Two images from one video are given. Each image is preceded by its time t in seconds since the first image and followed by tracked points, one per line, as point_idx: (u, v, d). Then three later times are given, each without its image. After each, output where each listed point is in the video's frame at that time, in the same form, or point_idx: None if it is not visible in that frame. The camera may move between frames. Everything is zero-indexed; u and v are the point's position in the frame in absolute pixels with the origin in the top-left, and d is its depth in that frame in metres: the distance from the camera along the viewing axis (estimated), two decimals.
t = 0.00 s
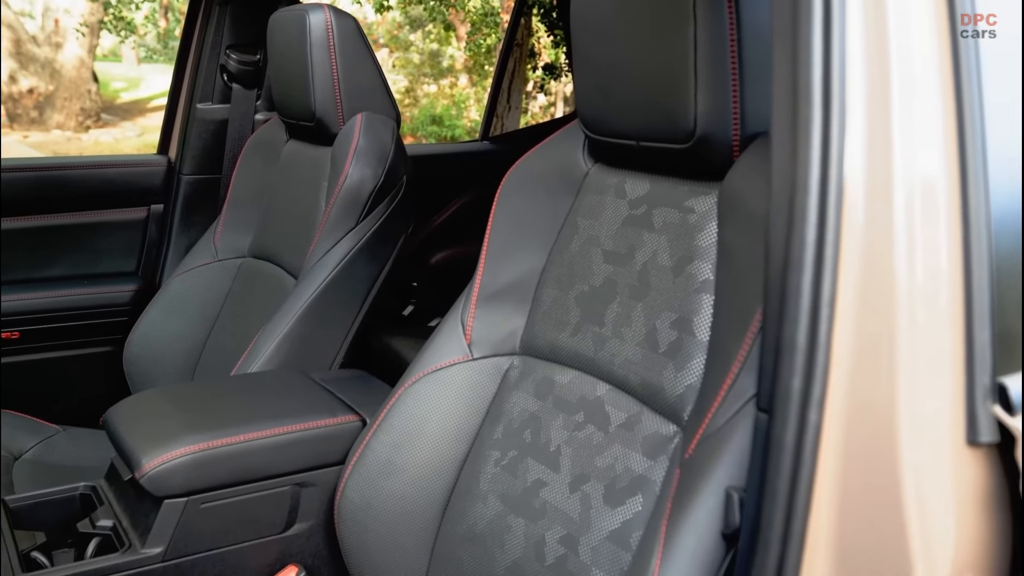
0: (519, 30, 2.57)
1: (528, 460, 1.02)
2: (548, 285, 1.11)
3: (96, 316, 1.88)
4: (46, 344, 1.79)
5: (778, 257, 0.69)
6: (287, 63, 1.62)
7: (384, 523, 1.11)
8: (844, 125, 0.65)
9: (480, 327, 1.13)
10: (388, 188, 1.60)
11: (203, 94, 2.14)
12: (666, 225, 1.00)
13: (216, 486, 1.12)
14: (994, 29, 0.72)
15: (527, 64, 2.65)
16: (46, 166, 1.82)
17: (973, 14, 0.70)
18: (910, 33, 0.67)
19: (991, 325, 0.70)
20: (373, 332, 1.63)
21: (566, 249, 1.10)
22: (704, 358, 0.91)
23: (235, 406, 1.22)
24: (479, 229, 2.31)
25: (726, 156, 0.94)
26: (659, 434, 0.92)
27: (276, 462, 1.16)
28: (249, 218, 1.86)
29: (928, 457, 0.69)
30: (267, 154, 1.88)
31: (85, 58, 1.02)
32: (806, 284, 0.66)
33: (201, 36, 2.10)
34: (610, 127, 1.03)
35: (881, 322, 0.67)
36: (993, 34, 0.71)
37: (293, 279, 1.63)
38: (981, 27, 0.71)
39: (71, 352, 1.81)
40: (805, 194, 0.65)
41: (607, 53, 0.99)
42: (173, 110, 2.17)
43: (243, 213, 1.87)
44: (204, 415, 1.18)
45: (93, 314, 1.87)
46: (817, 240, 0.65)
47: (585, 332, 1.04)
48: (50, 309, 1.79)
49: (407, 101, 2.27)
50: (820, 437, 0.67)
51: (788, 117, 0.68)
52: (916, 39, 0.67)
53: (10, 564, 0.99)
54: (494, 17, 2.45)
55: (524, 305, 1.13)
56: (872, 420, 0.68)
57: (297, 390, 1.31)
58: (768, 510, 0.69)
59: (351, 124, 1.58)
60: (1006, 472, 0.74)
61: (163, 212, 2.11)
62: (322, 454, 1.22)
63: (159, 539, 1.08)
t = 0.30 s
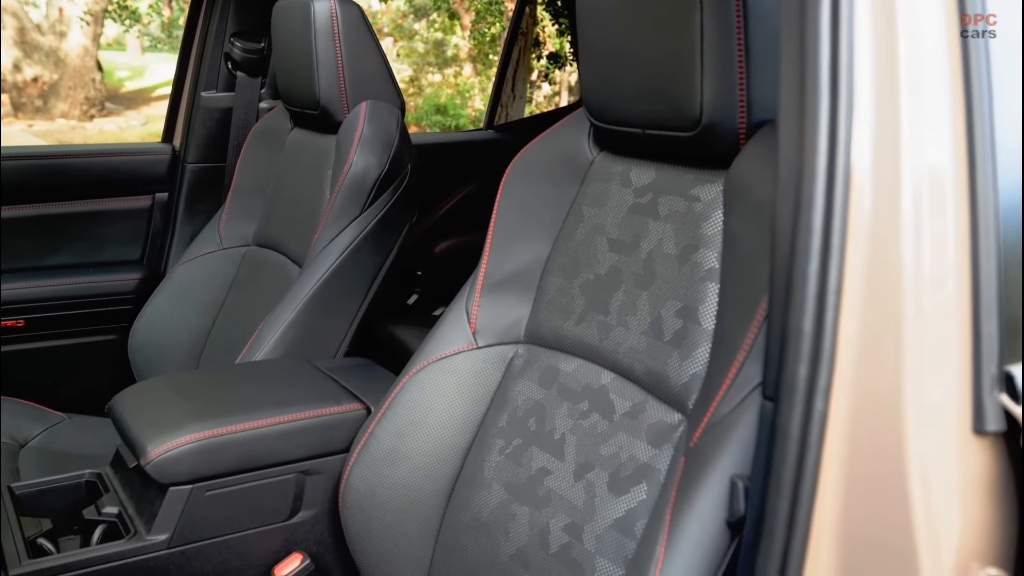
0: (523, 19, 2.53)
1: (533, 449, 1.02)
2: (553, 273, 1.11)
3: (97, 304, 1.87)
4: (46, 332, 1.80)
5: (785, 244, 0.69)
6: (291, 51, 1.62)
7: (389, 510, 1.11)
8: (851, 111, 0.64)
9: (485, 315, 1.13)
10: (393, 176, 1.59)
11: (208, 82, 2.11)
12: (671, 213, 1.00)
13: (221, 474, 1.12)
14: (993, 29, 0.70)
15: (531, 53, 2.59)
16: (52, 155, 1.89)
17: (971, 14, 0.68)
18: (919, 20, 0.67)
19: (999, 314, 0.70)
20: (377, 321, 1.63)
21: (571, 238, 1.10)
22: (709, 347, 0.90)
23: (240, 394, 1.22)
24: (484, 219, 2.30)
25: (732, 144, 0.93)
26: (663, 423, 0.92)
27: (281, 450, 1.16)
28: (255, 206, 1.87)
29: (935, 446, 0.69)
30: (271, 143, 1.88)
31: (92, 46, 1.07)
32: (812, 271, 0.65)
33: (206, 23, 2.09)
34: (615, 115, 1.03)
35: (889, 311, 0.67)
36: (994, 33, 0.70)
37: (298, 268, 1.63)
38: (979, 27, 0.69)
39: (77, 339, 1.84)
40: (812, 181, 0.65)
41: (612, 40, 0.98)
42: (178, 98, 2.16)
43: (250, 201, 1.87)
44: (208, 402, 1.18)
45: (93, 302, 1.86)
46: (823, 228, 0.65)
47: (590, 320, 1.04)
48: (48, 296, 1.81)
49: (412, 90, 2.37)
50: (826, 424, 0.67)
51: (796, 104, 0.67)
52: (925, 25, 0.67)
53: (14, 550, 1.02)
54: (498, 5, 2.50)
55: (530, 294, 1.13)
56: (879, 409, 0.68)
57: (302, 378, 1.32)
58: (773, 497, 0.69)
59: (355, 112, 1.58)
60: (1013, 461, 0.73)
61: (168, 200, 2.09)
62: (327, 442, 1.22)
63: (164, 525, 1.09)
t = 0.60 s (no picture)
0: (528, 9, 2.52)
1: (537, 439, 1.02)
2: (558, 263, 1.11)
3: (99, 294, 1.87)
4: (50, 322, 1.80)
5: (791, 233, 0.68)
6: (295, 40, 1.62)
7: (393, 500, 1.11)
8: (858, 101, 0.64)
9: (489, 305, 1.12)
10: (397, 165, 1.59)
11: (212, 72, 2.11)
12: (676, 203, 0.99)
13: (226, 463, 1.12)
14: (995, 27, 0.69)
15: (536, 44, 2.57)
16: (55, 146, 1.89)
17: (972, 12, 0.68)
18: (926, 8, 0.66)
19: (1004, 304, 0.70)
20: (381, 311, 1.64)
21: (575, 228, 1.10)
22: (714, 337, 0.90)
23: (244, 384, 1.22)
24: (488, 209, 2.30)
25: (738, 134, 0.93)
26: (667, 413, 0.92)
27: (285, 439, 1.17)
28: (261, 194, 1.87)
29: (939, 435, 0.69)
30: (276, 132, 1.87)
31: (94, 37, 1.04)
32: (818, 261, 0.65)
33: (210, 12, 2.08)
34: (620, 104, 1.03)
35: (895, 301, 0.66)
36: (995, 33, 0.69)
37: (302, 258, 1.63)
38: (982, 26, 0.68)
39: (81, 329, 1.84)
40: (818, 170, 0.65)
41: (617, 28, 0.98)
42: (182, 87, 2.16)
43: (255, 191, 1.87)
44: (213, 392, 1.18)
45: (96, 292, 1.87)
46: (830, 216, 0.65)
47: (594, 310, 1.03)
48: (53, 285, 1.81)
49: (416, 81, 2.37)
50: (831, 414, 0.66)
51: (802, 92, 0.67)
52: (932, 14, 0.67)
53: (19, 538, 1.02)
54: None
55: (534, 284, 1.13)
56: (884, 399, 0.67)
57: (306, 368, 1.32)
58: (777, 488, 0.68)
59: (359, 102, 1.57)
60: (1016, 450, 0.73)
61: (172, 189, 2.10)
62: (331, 431, 1.22)
63: (169, 514, 1.09)
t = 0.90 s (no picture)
0: None
1: (540, 429, 1.02)
2: (562, 253, 1.10)
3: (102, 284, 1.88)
4: (53, 312, 1.79)
5: (796, 224, 0.68)
6: (299, 30, 1.61)
7: (397, 489, 1.12)
8: (864, 91, 0.64)
9: (493, 296, 1.12)
10: (401, 155, 1.58)
11: (216, 61, 2.11)
12: (681, 193, 0.99)
13: (230, 452, 1.13)
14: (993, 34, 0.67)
15: (540, 34, 2.57)
16: (60, 136, 1.88)
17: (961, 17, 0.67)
18: None
19: (1012, 294, 0.69)
20: (385, 301, 1.63)
21: (579, 218, 1.10)
22: (718, 327, 0.90)
23: (248, 374, 1.22)
24: (493, 199, 2.30)
25: (743, 123, 0.92)
26: (671, 403, 0.91)
27: (289, 429, 1.17)
28: (264, 185, 1.86)
29: (945, 425, 0.69)
30: (279, 122, 1.87)
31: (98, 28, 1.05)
32: (823, 251, 0.65)
33: (212, 2, 2.07)
34: (625, 94, 1.02)
35: (900, 291, 0.66)
36: (994, 35, 0.67)
37: (306, 248, 1.63)
38: (977, 28, 0.67)
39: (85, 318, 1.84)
40: (824, 160, 0.64)
41: (622, 16, 0.97)
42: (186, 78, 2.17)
43: (258, 180, 1.86)
44: (217, 381, 1.19)
45: (99, 282, 1.87)
46: (835, 207, 0.64)
47: (598, 300, 1.03)
48: (53, 276, 1.77)
49: (419, 71, 2.31)
50: (836, 405, 0.66)
51: (808, 81, 0.66)
52: (937, 3, 0.66)
53: (24, 527, 1.02)
54: None
55: (538, 274, 1.12)
56: (889, 390, 0.67)
57: (310, 358, 1.32)
58: (782, 479, 0.68)
59: (363, 91, 1.57)
60: None
61: (176, 180, 2.11)
62: (335, 421, 1.22)
63: (173, 504, 1.10)
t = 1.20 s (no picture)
0: None
1: (545, 417, 1.02)
2: (566, 242, 1.10)
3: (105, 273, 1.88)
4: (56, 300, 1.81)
5: (802, 210, 0.68)
6: (302, 18, 1.61)
7: (401, 477, 1.12)
8: (872, 78, 0.63)
9: (497, 284, 1.12)
10: (406, 142, 1.58)
11: (220, 49, 2.10)
12: (686, 180, 0.98)
13: (234, 440, 1.13)
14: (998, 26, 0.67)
15: (544, 23, 2.54)
16: (63, 125, 1.89)
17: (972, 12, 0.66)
18: None
19: (1019, 282, 0.69)
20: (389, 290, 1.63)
21: (584, 206, 1.09)
22: (723, 316, 0.90)
23: (252, 362, 1.22)
24: (496, 189, 2.30)
25: (748, 111, 0.92)
26: (676, 391, 0.91)
27: (293, 417, 1.17)
28: (268, 172, 1.86)
29: (951, 412, 0.69)
30: (283, 111, 1.86)
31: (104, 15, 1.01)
32: (830, 239, 0.64)
33: None
34: (630, 81, 1.02)
35: (908, 279, 0.66)
36: (994, 33, 0.67)
37: (310, 236, 1.63)
38: (978, 28, 0.66)
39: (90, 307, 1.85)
40: (831, 147, 0.64)
41: (627, 3, 0.97)
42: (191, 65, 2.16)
43: (262, 168, 1.86)
44: (221, 369, 1.19)
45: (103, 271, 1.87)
46: (842, 194, 0.64)
47: (603, 289, 1.03)
48: (59, 263, 1.80)
49: (424, 60, 2.24)
50: (841, 392, 0.66)
51: (816, 68, 0.66)
52: None
53: (30, 514, 1.03)
54: None
55: (542, 263, 1.12)
56: (895, 379, 0.67)
57: (314, 346, 1.32)
58: (786, 467, 0.68)
59: (367, 79, 1.56)
60: None
61: (180, 168, 2.11)
62: (339, 409, 1.22)
63: (178, 491, 1.10)
